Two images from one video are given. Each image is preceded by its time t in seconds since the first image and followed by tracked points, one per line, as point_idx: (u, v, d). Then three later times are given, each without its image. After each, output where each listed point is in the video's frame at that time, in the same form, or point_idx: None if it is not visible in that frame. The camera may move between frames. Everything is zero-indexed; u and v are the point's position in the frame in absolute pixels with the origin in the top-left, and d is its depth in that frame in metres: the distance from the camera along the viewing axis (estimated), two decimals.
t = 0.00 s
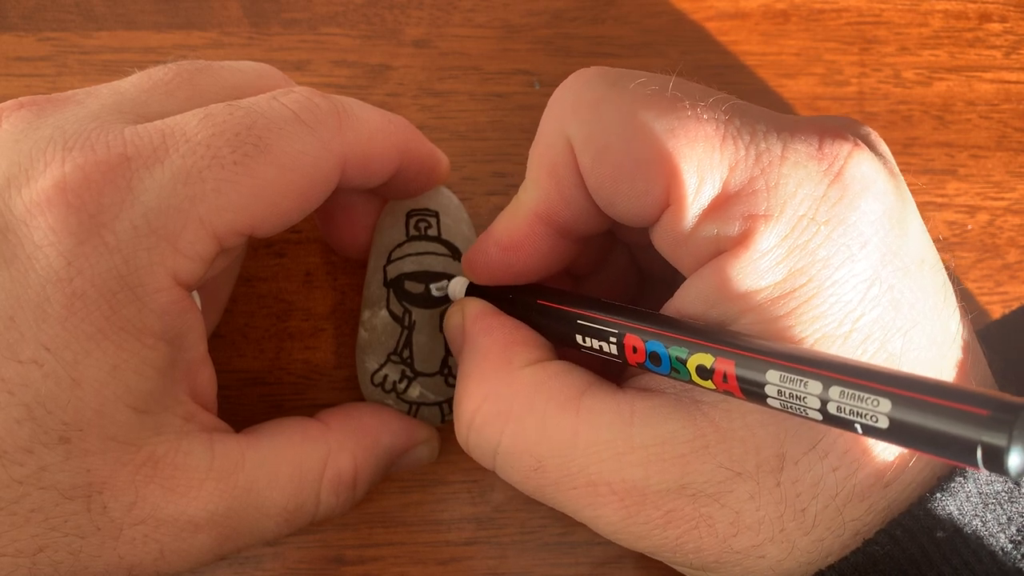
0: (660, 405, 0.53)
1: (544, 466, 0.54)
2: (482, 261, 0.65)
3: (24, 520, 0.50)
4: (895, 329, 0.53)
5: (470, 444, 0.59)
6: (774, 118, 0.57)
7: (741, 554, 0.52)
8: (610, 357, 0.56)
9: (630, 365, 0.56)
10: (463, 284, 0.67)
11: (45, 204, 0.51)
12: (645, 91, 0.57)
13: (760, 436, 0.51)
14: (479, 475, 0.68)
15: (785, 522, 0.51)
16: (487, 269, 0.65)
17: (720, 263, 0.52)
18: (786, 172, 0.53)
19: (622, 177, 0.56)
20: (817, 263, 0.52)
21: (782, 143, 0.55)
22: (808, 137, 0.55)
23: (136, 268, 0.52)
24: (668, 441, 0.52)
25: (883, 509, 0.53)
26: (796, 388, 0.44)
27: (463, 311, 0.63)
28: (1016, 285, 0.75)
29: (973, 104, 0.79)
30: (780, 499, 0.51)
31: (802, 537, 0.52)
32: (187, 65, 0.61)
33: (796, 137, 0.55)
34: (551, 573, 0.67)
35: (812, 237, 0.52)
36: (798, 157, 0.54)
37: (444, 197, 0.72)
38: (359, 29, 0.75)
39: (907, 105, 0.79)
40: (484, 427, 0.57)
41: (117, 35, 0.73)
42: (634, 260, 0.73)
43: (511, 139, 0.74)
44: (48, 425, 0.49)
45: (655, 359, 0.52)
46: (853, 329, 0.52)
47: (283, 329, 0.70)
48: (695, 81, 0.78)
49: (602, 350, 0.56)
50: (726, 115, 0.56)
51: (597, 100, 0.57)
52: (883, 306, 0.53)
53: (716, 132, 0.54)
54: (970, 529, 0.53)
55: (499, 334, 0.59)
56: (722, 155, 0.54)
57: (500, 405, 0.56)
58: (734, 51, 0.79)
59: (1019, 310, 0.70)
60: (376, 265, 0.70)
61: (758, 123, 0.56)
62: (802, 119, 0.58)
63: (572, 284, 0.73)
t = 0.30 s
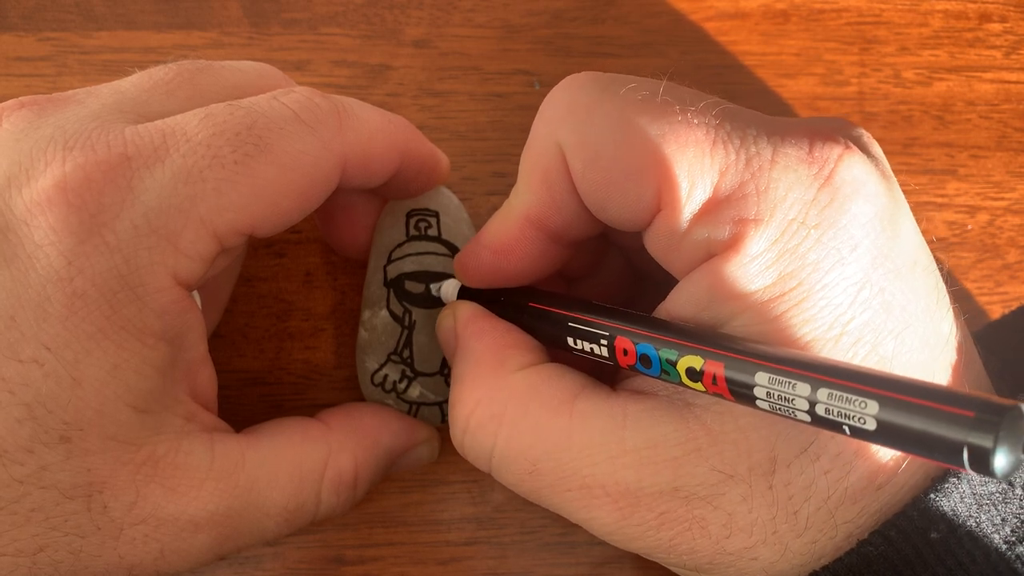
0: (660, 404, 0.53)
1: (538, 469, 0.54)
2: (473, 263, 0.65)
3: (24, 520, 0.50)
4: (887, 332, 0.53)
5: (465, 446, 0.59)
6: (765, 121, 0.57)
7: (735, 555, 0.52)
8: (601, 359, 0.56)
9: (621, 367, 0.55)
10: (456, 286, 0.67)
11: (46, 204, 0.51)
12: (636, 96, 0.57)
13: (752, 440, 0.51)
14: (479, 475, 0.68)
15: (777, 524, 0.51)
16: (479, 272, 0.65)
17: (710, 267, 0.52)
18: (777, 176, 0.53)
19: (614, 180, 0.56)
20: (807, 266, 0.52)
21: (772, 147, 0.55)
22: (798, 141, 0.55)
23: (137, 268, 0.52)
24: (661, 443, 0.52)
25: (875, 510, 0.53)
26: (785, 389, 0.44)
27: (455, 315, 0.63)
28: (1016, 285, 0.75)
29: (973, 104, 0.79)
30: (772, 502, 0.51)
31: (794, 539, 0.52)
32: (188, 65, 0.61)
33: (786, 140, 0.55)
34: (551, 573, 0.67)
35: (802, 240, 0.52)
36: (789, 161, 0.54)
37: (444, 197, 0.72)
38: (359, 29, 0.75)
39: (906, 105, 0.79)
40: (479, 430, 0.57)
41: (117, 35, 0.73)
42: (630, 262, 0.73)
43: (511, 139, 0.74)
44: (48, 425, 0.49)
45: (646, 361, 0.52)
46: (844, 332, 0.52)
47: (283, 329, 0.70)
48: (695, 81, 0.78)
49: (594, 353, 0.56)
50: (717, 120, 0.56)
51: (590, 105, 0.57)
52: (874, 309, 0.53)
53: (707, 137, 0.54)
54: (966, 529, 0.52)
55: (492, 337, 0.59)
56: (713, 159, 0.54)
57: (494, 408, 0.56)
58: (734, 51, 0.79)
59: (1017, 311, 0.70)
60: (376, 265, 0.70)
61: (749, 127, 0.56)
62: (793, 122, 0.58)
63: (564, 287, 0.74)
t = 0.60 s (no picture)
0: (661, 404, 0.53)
1: (538, 468, 0.54)
2: (473, 262, 0.65)
3: (24, 520, 0.50)
4: (887, 332, 0.53)
5: (465, 445, 0.59)
6: (765, 122, 0.57)
7: (734, 555, 0.52)
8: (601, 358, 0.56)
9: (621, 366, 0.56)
10: (456, 285, 0.68)
11: (46, 203, 0.51)
12: (636, 96, 0.57)
13: (752, 440, 0.51)
14: (479, 475, 0.68)
15: (777, 524, 0.51)
16: (478, 271, 0.65)
17: (711, 267, 0.52)
18: (777, 176, 0.53)
19: (615, 181, 0.56)
20: (808, 266, 0.52)
21: (773, 147, 0.54)
22: (799, 141, 0.55)
23: (137, 268, 0.52)
24: (662, 442, 0.52)
25: (875, 510, 0.53)
26: (785, 389, 0.44)
27: (456, 313, 0.63)
28: (1016, 285, 0.75)
29: (973, 104, 0.79)
30: (772, 502, 0.51)
31: (794, 538, 0.52)
32: (188, 65, 0.61)
33: (787, 140, 0.55)
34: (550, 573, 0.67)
35: (803, 240, 0.52)
36: (789, 161, 0.54)
37: (444, 197, 0.72)
38: (359, 29, 0.75)
39: (906, 105, 0.79)
40: (479, 429, 0.57)
41: (117, 35, 0.73)
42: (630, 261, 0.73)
43: (511, 140, 0.74)
44: (48, 425, 0.49)
45: (646, 360, 0.52)
46: (844, 332, 0.52)
47: (283, 329, 0.70)
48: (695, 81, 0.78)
49: (594, 352, 0.56)
50: (717, 120, 0.56)
51: (588, 106, 0.57)
52: (874, 309, 0.53)
53: (707, 137, 0.54)
54: (966, 528, 0.52)
55: (493, 337, 0.59)
56: (714, 159, 0.54)
57: (494, 407, 0.56)
58: (734, 51, 0.79)
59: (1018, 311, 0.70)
60: (376, 265, 0.70)
61: (749, 127, 0.56)
62: (793, 122, 0.58)
63: (565, 285, 0.73)
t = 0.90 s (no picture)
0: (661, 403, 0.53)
1: (537, 467, 0.54)
2: (472, 264, 0.65)
3: (24, 520, 0.50)
4: (885, 331, 0.53)
5: (464, 444, 0.59)
6: (761, 122, 0.57)
7: (733, 555, 0.52)
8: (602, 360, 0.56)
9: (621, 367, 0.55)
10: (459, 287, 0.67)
11: (46, 203, 0.51)
12: (632, 98, 0.57)
13: (750, 439, 0.51)
14: (479, 475, 0.68)
15: (775, 523, 0.51)
16: (478, 274, 0.65)
17: (708, 267, 0.52)
18: (774, 176, 0.53)
19: (612, 183, 0.56)
20: (805, 266, 0.52)
21: (769, 147, 0.55)
22: (795, 140, 0.55)
23: (137, 267, 0.52)
24: (659, 442, 0.52)
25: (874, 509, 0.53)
26: (782, 389, 0.44)
27: (457, 315, 0.63)
28: (1016, 284, 0.75)
29: (973, 104, 0.79)
30: (770, 501, 0.51)
31: (792, 538, 0.52)
32: (188, 65, 0.61)
33: (783, 140, 0.55)
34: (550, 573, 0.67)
35: (800, 240, 0.52)
36: (786, 161, 0.54)
37: (444, 197, 0.72)
38: (359, 29, 0.75)
39: (906, 105, 0.79)
40: (478, 429, 0.57)
41: (118, 35, 0.73)
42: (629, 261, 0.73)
43: (511, 140, 0.74)
44: (48, 425, 0.49)
45: (645, 361, 0.52)
46: (842, 331, 0.52)
47: (283, 329, 0.70)
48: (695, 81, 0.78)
49: (594, 353, 0.56)
50: (713, 120, 0.56)
51: (584, 107, 0.57)
52: (873, 308, 0.53)
53: (703, 138, 0.54)
54: (965, 528, 0.52)
55: (493, 337, 0.59)
56: (710, 160, 0.54)
57: (493, 408, 0.56)
58: (734, 51, 0.79)
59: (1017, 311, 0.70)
60: (376, 265, 0.70)
61: (745, 127, 0.56)
62: (790, 122, 0.58)
63: (566, 287, 0.73)
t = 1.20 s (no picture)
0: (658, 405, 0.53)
1: (539, 466, 0.54)
2: (477, 263, 0.65)
3: (24, 520, 0.50)
4: (889, 331, 0.53)
5: (466, 442, 0.59)
6: (767, 121, 0.57)
7: (736, 555, 0.52)
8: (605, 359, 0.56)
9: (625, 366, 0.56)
10: (461, 286, 0.67)
11: (46, 203, 0.51)
12: (638, 96, 0.56)
13: (755, 439, 0.51)
14: (479, 475, 0.68)
15: (779, 524, 0.51)
16: (483, 273, 0.65)
17: (713, 266, 0.52)
18: (780, 176, 0.53)
19: (617, 181, 0.56)
20: (811, 266, 0.52)
21: (775, 146, 0.54)
22: (801, 140, 0.55)
23: (136, 268, 0.52)
24: (663, 442, 0.52)
25: (876, 510, 0.53)
26: (788, 389, 0.44)
27: (460, 313, 0.62)
28: (1016, 285, 0.75)
29: (973, 104, 0.79)
30: (774, 502, 0.51)
31: (796, 538, 0.52)
32: (188, 65, 0.61)
33: (790, 140, 0.55)
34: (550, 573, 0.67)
35: (806, 240, 0.52)
36: (792, 161, 0.54)
37: (444, 197, 0.72)
38: (359, 29, 0.75)
39: (906, 105, 0.79)
40: (481, 427, 0.57)
41: (117, 35, 0.73)
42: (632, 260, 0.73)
43: (511, 140, 0.74)
44: (48, 425, 0.49)
45: (649, 360, 0.52)
46: (846, 331, 0.52)
47: (283, 329, 0.70)
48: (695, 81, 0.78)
49: (598, 352, 0.56)
50: (719, 120, 0.56)
51: (590, 105, 0.57)
52: (878, 309, 0.53)
53: (709, 137, 0.54)
54: (968, 529, 0.53)
55: (496, 334, 0.59)
56: (716, 159, 0.53)
57: (496, 405, 0.56)
58: (734, 51, 0.79)
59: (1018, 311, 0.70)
60: (376, 265, 0.70)
61: (751, 126, 0.55)
62: (796, 121, 0.58)
63: (569, 285, 0.73)
